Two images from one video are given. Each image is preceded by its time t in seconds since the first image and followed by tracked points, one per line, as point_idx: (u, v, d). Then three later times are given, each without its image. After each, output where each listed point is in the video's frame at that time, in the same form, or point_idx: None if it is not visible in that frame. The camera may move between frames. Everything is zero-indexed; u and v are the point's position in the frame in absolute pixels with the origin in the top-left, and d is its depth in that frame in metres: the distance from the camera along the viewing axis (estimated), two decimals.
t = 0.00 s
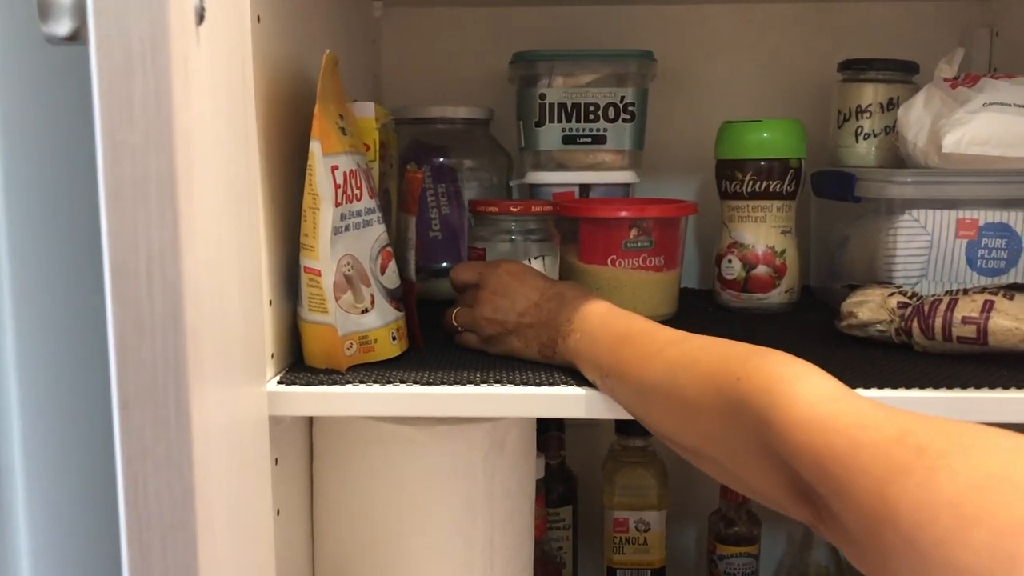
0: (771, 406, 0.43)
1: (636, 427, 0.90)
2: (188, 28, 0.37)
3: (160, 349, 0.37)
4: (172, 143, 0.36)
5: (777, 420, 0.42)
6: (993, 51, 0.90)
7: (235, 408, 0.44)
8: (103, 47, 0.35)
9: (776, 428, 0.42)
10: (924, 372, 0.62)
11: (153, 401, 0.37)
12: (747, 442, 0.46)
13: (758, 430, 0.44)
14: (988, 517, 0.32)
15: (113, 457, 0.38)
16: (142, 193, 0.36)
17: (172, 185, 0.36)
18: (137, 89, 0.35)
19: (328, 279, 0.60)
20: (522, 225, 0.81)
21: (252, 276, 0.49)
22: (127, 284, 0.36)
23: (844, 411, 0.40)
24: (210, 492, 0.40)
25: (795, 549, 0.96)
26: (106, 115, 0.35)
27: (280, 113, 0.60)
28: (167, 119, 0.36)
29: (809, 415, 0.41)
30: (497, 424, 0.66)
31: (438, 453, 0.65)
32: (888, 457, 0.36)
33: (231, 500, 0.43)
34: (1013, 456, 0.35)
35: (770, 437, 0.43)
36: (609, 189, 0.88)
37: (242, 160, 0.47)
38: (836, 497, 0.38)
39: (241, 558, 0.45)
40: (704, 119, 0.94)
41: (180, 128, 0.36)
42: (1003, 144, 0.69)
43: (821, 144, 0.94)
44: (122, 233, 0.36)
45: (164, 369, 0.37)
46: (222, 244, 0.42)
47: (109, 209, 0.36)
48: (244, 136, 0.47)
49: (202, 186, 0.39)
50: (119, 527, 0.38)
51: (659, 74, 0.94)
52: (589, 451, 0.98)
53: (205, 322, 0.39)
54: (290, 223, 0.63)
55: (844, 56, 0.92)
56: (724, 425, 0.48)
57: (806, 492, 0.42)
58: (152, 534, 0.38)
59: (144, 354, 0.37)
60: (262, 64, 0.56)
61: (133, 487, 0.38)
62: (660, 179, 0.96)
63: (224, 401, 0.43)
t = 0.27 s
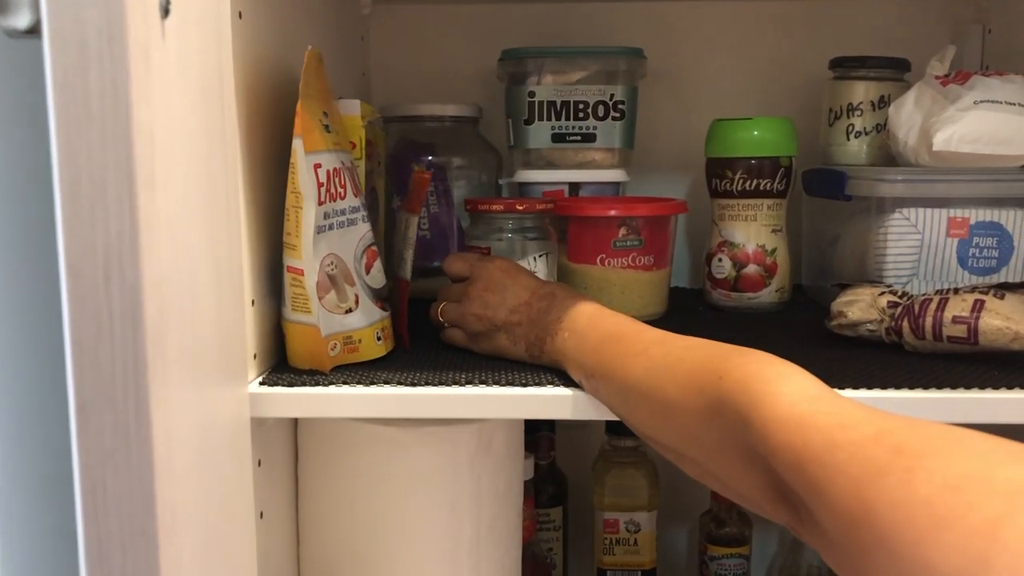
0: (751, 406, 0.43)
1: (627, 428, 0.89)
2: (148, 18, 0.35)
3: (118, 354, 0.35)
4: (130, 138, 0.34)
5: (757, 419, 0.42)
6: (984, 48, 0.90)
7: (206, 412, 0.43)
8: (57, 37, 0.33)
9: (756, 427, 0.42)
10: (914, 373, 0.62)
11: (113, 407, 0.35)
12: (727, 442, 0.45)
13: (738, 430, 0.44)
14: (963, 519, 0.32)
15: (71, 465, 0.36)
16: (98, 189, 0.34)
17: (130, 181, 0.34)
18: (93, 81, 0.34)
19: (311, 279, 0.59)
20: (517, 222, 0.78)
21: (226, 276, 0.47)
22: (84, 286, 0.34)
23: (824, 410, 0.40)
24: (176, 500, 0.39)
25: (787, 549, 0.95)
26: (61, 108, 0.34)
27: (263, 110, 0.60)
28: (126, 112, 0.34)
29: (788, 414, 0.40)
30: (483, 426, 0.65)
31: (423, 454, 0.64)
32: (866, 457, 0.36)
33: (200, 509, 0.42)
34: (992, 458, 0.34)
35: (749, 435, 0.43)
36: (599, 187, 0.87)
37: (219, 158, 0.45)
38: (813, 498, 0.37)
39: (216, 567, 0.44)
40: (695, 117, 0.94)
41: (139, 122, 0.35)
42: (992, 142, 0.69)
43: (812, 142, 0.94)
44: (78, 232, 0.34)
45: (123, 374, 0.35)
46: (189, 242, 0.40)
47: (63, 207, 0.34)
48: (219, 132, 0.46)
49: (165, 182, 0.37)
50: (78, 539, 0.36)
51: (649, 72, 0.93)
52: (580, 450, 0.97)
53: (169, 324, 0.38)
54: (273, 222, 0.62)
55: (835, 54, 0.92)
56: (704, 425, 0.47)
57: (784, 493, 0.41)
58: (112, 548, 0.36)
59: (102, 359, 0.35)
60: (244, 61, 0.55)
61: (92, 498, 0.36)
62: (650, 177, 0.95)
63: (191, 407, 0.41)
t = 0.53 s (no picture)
0: (723, 407, 0.42)
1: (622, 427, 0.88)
2: (109, 11, 0.34)
3: (81, 356, 0.34)
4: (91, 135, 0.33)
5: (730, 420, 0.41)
6: (982, 44, 0.89)
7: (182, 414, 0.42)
8: (14, 33, 0.32)
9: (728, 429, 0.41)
10: (910, 371, 0.61)
11: (75, 411, 0.34)
12: (700, 443, 0.44)
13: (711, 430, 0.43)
14: (945, 520, 0.31)
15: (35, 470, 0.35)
16: (58, 188, 0.33)
17: (92, 179, 0.33)
18: (52, 77, 0.33)
19: (299, 278, 0.58)
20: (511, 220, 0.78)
21: (208, 276, 0.46)
22: (45, 287, 0.33)
23: (797, 413, 0.39)
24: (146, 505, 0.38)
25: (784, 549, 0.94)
26: (19, 104, 0.33)
27: (250, 107, 0.59)
28: (85, 108, 0.33)
29: (760, 416, 0.39)
30: (474, 426, 0.64)
31: (413, 455, 0.63)
32: (842, 459, 0.35)
33: (176, 514, 0.41)
34: (970, 459, 0.33)
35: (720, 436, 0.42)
36: (594, 184, 0.86)
37: (198, 153, 0.44)
38: (787, 501, 0.37)
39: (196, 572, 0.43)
40: (690, 113, 0.93)
41: (100, 118, 0.33)
42: (991, 137, 0.68)
43: (808, 139, 0.93)
44: (38, 231, 0.33)
45: (84, 377, 0.34)
46: (162, 241, 0.39)
47: (23, 206, 0.33)
48: (199, 128, 0.45)
49: (132, 179, 0.36)
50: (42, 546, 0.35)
51: (644, 68, 0.93)
52: (576, 450, 0.97)
53: (136, 325, 0.37)
54: (260, 221, 0.61)
55: (832, 49, 0.91)
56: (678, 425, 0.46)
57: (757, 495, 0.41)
58: (77, 555, 0.35)
59: (64, 361, 0.34)
60: (230, 57, 0.54)
61: (54, 504, 0.35)
62: (646, 174, 0.94)
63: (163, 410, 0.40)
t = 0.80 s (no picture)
0: (644, 464, 0.37)
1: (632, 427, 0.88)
2: (114, 10, 0.34)
3: (87, 354, 0.34)
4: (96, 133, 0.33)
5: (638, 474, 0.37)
6: (992, 41, 0.89)
7: (188, 416, 0.42)
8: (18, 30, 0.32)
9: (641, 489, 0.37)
10: (919, 370, 0.60)
11: (79, 410, 0.34)
12: (603, 513, 0.39)
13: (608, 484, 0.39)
14: None
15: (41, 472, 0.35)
16: (63, 185, 0.33)
17: (97, 177, 0.33)
18: (56, 75, 0.33)
19: (307, 280, 0.58)
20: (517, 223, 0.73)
21: (215, 279, 0.46)
22: (49, 285, 0.33)
23: (734, 488, 0.35)
24: (151, 505, 0.38)
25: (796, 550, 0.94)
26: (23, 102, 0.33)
27: (257, 110, 0.59)
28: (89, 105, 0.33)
29: (679, 478, 0.35)
30: (483, 427, 0.64)
31: (422, 456, 0.63)
32: (777, 550, 0.32)
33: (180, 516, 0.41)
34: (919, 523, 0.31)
35: (632, 497, 0.37)
36: (602, 185, 0.86)
37: (203, 156, 0.44)
38: None
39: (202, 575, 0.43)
40: (698, 113, 0.93)
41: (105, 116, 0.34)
42: (1001, 135, 0.68)
43: (817, 137, 0.93)
44: (43, 229, 0.33)
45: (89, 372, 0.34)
46: (168, 242, 0.39)
47: (27, 204, 0.33)
48: (205, 130, 0.45)
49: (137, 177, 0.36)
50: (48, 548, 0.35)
51: (652, 68, 0.92)
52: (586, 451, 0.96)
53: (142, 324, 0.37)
54: (269, 223, 0.61)
55: (839, 48, 0.91)
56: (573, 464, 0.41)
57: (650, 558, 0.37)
58: (81, 555, 0.35)
59: (68, 359, 0.34)
60: (238, 60, 0.55)
61: (58, 504, 0.35)
62: (654, 174, 0.94)
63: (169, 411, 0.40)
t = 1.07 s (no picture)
0: (635, 546, 0.37)
1: (647, 429, 0.86)
2: None
3: (65, 345, 0.33)
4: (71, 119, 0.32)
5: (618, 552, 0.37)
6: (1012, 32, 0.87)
7: (180, 414, 0.41)
8: None
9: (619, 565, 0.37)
10: (940, 367, 0.59)
11: (59, 406, 0.33)
12: None
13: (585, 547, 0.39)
14: None
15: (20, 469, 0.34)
16: (38, 172, 0.32)
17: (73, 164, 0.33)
18: (30, 62, 0.32)
19: (312, 280, 0.58)
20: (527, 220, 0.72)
21: (212, 275, 0.45)
22: (25, 275, 0.32)
23: (720, 568, 0.35)
24: (137, 502, 0.37)
25: (816, 553, 0.92)
26: None
27: (262, 109, 0.58)
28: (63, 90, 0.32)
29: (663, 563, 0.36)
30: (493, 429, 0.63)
31: (432, 459, 0.62)
32: None
33: (172, 515, 0.40)
34: None
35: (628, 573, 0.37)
36: (614, 183, 0.85)
37: (198, 149, 0.44)
38: None
39: None
40: (712, 110, 0.91)
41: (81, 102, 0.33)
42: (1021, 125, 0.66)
43: (833, 133, 0.91)
44: (17, 217, 0.32)
45: (67, 365, 0.33)
46: (156, 235, 0.39)
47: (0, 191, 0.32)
48: (199, 125, 0.44)
49: (118, 166, 0.35)
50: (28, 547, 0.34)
51: (664, 65, 0.91)
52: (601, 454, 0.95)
53: (125, 317, 0.36)
54: (275, 224, 0.61)
55: (856, 41, 0.89)
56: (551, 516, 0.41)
57: None
58: (61, 553, 0.34)
59: (46, 351, 0.33)
60: (241, 58, 0.54)
61: (38, 500, 0.34)
62: (668, 173, 0.93)
63: (158, 407, 0.39)
